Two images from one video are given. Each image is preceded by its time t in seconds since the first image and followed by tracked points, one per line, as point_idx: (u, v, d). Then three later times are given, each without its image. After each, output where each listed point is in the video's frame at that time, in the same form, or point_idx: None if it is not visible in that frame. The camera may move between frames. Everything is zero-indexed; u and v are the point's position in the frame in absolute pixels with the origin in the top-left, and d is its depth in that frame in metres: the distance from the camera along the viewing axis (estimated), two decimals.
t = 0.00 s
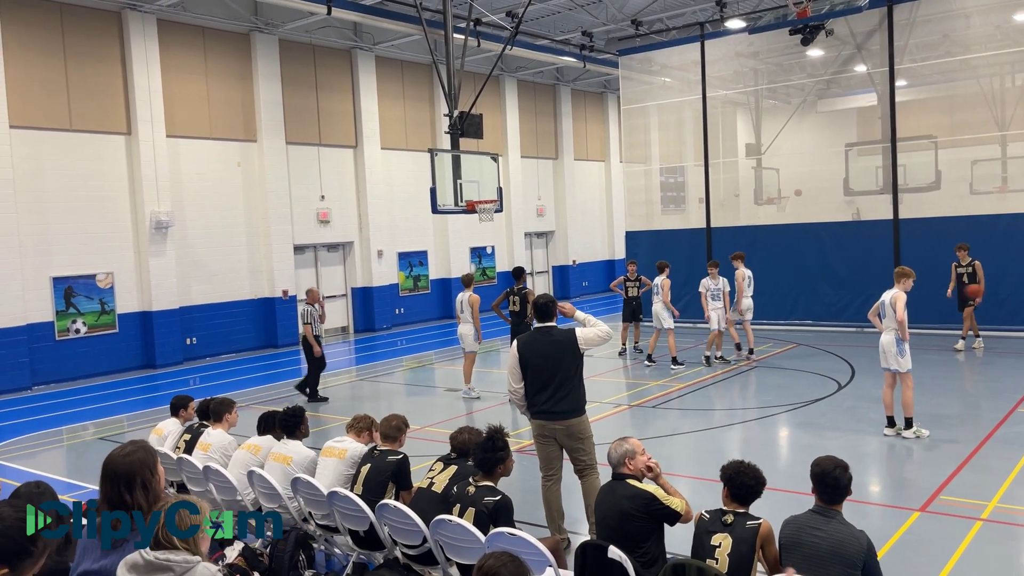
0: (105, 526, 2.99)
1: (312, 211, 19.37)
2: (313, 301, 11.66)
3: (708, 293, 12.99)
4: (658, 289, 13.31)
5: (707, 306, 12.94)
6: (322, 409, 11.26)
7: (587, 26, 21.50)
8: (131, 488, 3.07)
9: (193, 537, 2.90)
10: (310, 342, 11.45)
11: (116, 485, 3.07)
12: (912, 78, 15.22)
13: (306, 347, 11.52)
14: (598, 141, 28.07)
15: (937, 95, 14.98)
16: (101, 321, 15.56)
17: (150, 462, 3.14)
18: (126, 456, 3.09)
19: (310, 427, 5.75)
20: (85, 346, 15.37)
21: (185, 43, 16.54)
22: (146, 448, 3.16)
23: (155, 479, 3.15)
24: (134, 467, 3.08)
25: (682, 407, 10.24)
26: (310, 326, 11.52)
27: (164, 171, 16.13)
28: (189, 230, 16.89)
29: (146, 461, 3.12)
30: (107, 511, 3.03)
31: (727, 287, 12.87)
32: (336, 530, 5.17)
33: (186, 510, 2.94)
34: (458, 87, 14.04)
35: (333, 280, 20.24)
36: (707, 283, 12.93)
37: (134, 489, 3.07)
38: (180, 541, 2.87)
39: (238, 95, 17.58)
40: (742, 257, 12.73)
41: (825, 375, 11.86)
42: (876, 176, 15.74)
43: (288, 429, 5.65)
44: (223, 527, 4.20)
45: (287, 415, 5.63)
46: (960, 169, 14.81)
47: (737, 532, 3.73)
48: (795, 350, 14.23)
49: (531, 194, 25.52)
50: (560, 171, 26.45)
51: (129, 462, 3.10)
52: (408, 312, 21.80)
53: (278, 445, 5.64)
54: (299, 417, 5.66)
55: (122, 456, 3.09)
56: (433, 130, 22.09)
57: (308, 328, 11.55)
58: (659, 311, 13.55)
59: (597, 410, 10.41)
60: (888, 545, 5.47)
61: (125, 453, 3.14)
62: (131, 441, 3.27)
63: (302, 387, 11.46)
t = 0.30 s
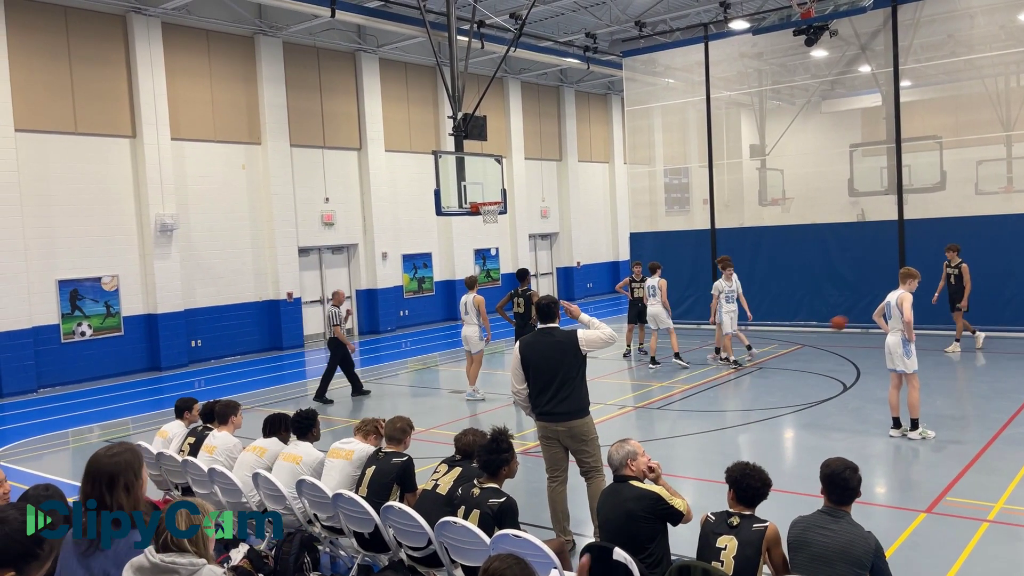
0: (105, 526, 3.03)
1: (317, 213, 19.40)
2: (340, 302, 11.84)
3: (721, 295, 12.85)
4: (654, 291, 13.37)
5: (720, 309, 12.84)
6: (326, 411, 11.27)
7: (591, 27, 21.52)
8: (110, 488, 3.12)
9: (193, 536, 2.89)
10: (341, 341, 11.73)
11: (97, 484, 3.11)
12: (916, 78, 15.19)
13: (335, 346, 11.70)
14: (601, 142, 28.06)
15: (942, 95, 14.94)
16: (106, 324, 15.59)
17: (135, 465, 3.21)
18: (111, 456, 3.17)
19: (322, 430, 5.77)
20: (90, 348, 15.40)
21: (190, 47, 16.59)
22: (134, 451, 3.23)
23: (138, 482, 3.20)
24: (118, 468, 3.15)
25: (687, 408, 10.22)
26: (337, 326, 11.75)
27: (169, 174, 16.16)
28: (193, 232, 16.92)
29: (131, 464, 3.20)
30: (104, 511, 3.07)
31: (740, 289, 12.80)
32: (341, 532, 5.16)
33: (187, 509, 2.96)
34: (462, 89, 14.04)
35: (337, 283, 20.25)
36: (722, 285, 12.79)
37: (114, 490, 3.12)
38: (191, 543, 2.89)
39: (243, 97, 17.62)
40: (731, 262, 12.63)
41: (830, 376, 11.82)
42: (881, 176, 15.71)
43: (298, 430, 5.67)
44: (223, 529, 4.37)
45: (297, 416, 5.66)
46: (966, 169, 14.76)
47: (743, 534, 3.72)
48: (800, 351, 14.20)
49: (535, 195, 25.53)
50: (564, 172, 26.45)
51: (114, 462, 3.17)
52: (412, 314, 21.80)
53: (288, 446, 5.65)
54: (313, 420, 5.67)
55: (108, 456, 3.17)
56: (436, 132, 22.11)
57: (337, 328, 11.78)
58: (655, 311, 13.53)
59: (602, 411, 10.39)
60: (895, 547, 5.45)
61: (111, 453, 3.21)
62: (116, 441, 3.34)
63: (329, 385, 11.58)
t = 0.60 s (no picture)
0: (105, 526, 3.04)
1: (320, 215, 19.42)
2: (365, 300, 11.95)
3: (732, 297, 12.67)
4: (654, 291, 13.44)
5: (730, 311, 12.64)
6: (329, 412, 11.27)
7: (594, 29, 21.53)
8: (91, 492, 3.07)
9: (193, 536, 2.93)
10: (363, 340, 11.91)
11: (82, 488, 3.07)
12: (919, 79, 15.17)
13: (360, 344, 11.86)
14: (604, 144, 28.07)
15: (945, 96, 14.92)
16: (110, 326, 15.62)
17: (121, 470, 3.15)
18: (99, 458, 3.13)
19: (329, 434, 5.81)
20: (94, 351, 15.43)
21: (193, 49, 16.63)
22: (123, 456, 3.17)
23: (123, 487, 3.12)
24: (104, 471, 3.10)
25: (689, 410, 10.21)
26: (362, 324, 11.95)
27: (172, 176, 16.19)
28: (196, 235, 16.95)
29: (118, 468, 3.14)
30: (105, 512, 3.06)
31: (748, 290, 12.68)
32: (344, 534, 5.16)
33: (187, 509, 2.97)
34: (464, 91, 14.05)
35: (340, 285, 20.27)
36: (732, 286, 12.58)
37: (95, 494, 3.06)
38: (197, 544, 2.94)
39: (246, 99, 17.67)
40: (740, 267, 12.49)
41: (834, 377, 11.80)
42: (884, 177, 15.68)
43: (309, 432, 5.71)
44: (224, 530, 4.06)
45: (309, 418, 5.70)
46: (969, 170, 14.73)
47: (745, 536, 3.72)
48: (803, 353, 14.17)
49: (537, 197, 25.53)
50: (566, 174, 26.47)
51: (101, 465, 3.12)
52: (415, 315, 21.80)
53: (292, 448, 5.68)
54: (322, 423, 5.72)
55: (97, 457, 3.13)
56: (439, 134, 22.14)
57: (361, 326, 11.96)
58: (653, 312, 13.55)
59: (605, 413, 10.38)
60: (899, 548, 5.44)
61: (102, 456, 3.17)
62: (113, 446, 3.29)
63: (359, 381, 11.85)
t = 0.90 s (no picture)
0: (105, 526, 3.04)
1: (321, 216, 19.43)
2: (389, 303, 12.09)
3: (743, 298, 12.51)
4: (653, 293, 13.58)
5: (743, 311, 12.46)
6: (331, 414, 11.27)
7: (595, 30, 21.54)
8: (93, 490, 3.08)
9: (190, 538, 2.92)
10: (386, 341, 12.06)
11: (84, 486, 3.11)
12: (921, 80, 15.17)
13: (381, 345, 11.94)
14: (606, 145, 28.07)
15: (947, 96, 14.91)
16: (112, 327, 15.63)
17: (125, 473, 3.15)
18: (105, 460, 3.16)
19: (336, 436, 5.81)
20: (96, 352, 15.45)
21: (195, 51, 16.64)
22: (128, 460, 3.19)
23: (124, 489, 3.12)
24: (106, 473, 3.12)
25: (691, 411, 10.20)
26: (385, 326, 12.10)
27: (174, 178, 16.21)
28: (198, 236, 16.96)
29: (121, 471, 3.15)
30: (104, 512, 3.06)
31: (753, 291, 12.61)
32: (347, 536, 5.16)
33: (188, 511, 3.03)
34: (466, 92, 14.05)
35: (342, 286, 20.27)
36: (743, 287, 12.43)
37: (96, 493, 3.08)
38: (205, 548, 2.94)
39: (247, 100, 17.68)
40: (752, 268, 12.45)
41: (836, 379, 11.77)
42: (886, 178, 15.67)
43: (316, 434, 5.70)
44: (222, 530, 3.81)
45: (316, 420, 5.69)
46: (971, 171, 14.70)
47: (745, 539, 3.72)
48: (805, 354, 14.15)
49: (539, 198, 25.53)
50: (568, 175, 26.46)
51: (105, 467, 3.14)
52: (417, 316, 21.79)
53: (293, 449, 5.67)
54: (329, 426, 5.72)
55: (103, 459, 3.16)
56: (441, 135, 22.14)
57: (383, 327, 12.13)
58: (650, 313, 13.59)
59: (607, 414, 10.38)
60: (901, 549, 5.43)
61: (108, 458, 3.19)
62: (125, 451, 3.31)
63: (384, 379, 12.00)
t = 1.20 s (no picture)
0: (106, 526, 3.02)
1: (321, 217, 19.42)
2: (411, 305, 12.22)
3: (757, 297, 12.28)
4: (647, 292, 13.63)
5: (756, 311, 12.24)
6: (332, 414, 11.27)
7: (596, 30, 21.54)
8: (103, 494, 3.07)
9: (197, 537, 2.97)
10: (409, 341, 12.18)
11: (94, 489, 3.08)
12: (921, 80, 15.17)
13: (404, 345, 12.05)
14: (606, 145, 28.07)
15: (947, 97, 14.91)
16: (113, 327, 15.64)
17: (132, 472, 3.14)
18: (110, 462, 3.13)
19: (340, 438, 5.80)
20: (96, 352, 15.44)
21: (195, 51, 16.64)
22: (133, 458, 3.17)
23: (134, 488, 3.13)
24: (114, 473, 3.11)
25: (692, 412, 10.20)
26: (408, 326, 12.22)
27: (175, 179, 16.22)
28: (199, 236, 16.97)
29: (128, 470, 3.14)
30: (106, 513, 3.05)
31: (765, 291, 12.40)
32: (347, 536, 5.15)
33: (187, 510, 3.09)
34: (467, 92, 14.05)
35: (342, 286, 20.27)
36: (757, 287, 12.24)
37: (104, 496, 3.06)
38: (215, 551, 2.99)
39: (248, 101, 17.68)
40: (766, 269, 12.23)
41: (837, 379, 11.76)
42: (886, 179, 15.67)
43: (323, 435, 5.68)
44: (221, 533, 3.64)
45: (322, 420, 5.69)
46: (972, 172, 14.70)
47: (744, 542, 3.71)
48: (805, 354, 14.14)
49: (539, 198, 25.53)
50: (569, 175, 26.46)
51: (111, 468, 3.13)
52: (417, 317, 21.76)
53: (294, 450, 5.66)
54: (334, 429, 5.70)
55: (106, 461, 3.13)
56: (442, 136, 22.14)
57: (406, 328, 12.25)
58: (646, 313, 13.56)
59: (607, 415, 10.37)
60: (902, 549, 5.42)
61: (112, 459, 3.17)
62: (125, 449, 3.30)
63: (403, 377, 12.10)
